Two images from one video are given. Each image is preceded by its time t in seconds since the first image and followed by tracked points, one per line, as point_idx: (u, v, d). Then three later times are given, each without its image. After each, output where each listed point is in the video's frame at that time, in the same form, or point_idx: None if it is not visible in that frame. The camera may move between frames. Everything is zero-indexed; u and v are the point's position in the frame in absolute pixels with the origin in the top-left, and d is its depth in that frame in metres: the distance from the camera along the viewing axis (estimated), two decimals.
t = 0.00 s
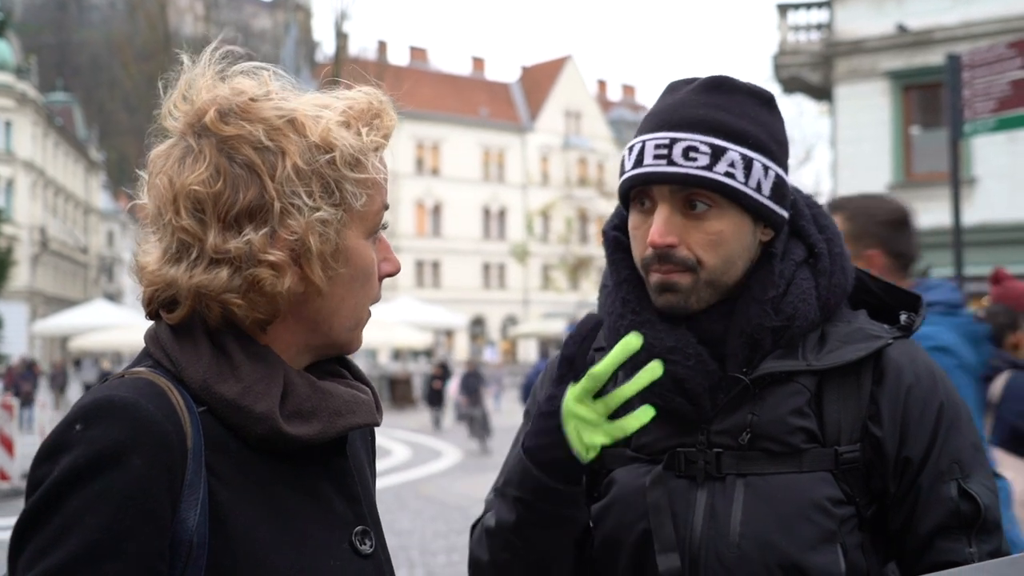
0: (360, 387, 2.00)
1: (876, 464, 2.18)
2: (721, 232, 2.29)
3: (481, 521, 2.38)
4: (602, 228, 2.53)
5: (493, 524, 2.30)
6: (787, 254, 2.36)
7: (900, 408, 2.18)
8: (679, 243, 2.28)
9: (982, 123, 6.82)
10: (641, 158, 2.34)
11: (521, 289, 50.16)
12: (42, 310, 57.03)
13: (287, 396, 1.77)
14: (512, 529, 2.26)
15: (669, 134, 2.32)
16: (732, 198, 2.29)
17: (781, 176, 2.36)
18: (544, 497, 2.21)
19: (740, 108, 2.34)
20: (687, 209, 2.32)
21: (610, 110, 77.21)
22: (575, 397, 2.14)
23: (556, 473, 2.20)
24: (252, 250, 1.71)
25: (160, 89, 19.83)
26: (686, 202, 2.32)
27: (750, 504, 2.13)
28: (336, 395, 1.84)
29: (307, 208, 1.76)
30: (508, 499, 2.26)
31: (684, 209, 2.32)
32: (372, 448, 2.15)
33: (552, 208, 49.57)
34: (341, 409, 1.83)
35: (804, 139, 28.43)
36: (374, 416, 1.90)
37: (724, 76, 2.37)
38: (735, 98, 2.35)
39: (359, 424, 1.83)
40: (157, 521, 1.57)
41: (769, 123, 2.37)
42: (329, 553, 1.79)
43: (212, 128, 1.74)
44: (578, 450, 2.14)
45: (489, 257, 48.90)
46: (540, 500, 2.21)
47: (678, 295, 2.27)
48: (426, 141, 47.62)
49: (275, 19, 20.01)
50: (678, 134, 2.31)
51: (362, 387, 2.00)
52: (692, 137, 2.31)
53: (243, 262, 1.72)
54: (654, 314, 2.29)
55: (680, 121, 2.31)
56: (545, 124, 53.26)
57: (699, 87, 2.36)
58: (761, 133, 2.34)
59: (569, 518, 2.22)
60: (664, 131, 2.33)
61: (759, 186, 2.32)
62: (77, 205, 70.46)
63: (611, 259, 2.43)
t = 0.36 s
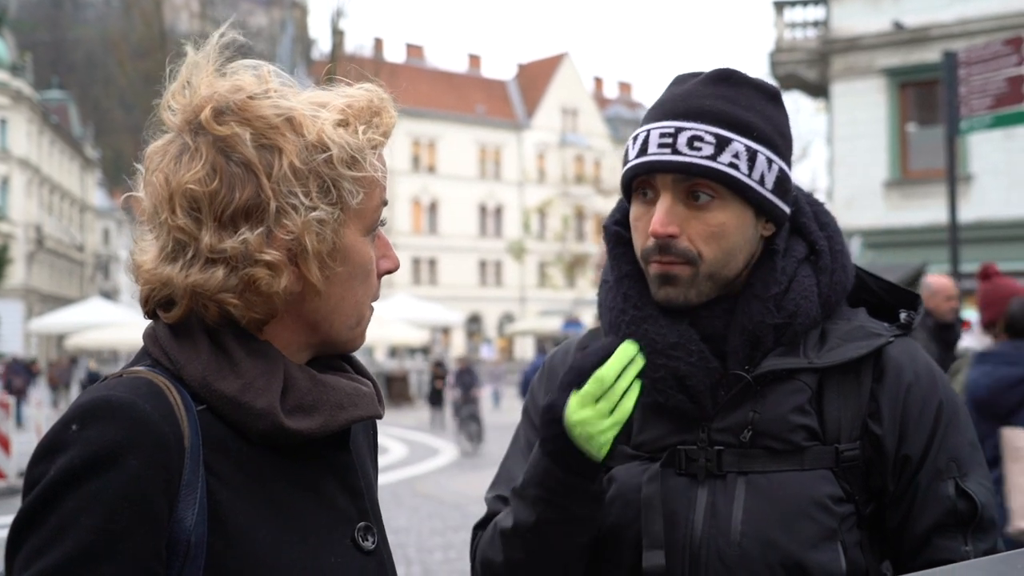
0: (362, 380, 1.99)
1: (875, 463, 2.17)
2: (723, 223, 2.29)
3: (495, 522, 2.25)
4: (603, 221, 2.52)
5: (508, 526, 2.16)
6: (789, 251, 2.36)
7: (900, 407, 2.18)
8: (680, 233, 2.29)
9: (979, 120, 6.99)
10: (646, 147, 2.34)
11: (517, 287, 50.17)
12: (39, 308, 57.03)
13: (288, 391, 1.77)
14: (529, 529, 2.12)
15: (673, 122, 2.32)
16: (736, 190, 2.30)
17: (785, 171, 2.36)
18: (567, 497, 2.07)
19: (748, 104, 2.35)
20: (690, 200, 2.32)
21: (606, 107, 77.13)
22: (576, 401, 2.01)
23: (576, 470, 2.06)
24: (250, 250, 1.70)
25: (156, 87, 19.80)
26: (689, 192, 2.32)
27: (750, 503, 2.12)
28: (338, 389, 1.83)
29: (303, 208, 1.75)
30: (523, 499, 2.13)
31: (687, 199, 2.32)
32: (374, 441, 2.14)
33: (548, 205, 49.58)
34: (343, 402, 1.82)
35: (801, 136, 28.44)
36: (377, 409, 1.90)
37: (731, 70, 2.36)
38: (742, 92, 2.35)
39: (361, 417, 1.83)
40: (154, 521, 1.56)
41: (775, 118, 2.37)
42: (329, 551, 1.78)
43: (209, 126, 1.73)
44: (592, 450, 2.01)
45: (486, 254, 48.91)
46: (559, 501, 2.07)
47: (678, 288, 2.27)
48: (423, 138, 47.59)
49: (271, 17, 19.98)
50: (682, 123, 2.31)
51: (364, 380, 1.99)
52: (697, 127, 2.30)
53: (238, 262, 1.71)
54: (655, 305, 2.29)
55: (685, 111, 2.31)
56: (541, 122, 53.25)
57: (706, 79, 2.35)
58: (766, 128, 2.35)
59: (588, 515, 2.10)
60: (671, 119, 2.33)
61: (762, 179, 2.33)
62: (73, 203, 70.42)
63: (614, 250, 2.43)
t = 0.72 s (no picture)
0: (358, 374, 2.00)
1: (867, 462, 2.19)
2: (706, 216, 2.31)
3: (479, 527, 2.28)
4: (598, 220, 2.54)
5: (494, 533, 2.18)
6: (779, 249, 2.38)
7: (891, 408, 2.20)
8: (664, 226, 2.31)
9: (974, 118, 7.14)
10: (628, 143, 2.37)
11: (513, 285, 50.17)
12: (35, 306, 56.94)
13: (282, 385, 1.78)
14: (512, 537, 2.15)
15: (656, 119, 2.34)
16: (717, 183, 2.31)
17: (768, 163, 2.37)
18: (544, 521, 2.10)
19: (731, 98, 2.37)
20: (672, 193, 2.34)
21: (602, 105, 77.09)
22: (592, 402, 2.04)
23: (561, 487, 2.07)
24: (237, 247, 1.71)
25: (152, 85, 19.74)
26: (672, 185, 2.34)
27: (742, 501, 2.13)
28: (333, 382, 1.85)
29: (288, 204, 1.75)
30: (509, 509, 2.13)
31: (669, 192, 2.34)
32: (370, 437, 2.15)
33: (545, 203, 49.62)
34: (338, 397, 1.83)
35: (797, 134, 28.46)
36: (373, 404, 1.91)
37: (714, 67, 2.39)
38: (725, 87, 2.36)
39: (356, 411, 1.84)
40: (148, 516, 1.57)
41: (760, 113, 2.39)
42: (325, 548, 1.79)
43: (191, 125, 1.73)
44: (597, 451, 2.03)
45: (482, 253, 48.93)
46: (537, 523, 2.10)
47: (664, 285, 2.28)
48: (419, 136, 47.57)
49: (268, 15, 19.97)
50: (663, 119, 2.33)
51: (359, 374, 2.01)
52: (677, 122, 2.33)
53: (225, 259, 1.71)
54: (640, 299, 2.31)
55: (668, 106, 2.33)
56: (538, 120, 53.25)
57: (688, 78, 2.38)
58: (751, 123, 2.36)
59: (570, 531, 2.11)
60: (649, 115, 2.36)
61: (744, 171, 2.33)
62: (68, 201, 70.29)
63: (605, 247, 2.45)
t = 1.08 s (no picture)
0: (350, 371, 2.02)
1: (857, 454, 2.21)
2: (661, 220, 2.37)
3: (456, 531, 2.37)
4: (581, 230, 2.62)
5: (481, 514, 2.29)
6: (759, 244, 2.40)
7: (880, 402, 2.22)
8: (622, 235, 2.39)
9: (973, 118, 7.22)
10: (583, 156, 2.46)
11: (512, 283, 50.19)
12: (34, 304, 56.88)
13: (275, 381, 1.80)
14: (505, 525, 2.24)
15: (603, 130, 2.42)
16: (667, 185, 2.36)
17: (724, 159, 2.38)
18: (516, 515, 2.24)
19: (682, 99, 2.39)
20: (628, 200, 2.41)
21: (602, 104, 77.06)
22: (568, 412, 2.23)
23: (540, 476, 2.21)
24: (232, 244, 1.74)
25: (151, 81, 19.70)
26: (626, 192, 2.40)
27: (731, 496, 2.16)
28: (325, 378, 1.87)
29: (283, 201, 1.78)
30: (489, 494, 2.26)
31: (624, 198, 2.41)
32: (366, 433, 2.17)
33: (544, 202, 49.65)
34: (331, 392, 1.86)
35: (796, 134, 28.50)
36: (365, 398, 1.93)
37: (664, 71, 2.43)
38: (678, 89, 2.40)
39: (349, 407, 1.86)
40: (141, 512, 1.60)
41: (716, 112, 2.40)
42: (320, 543, 1.82)
43: (186, 123, 1.76)
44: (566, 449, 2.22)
45: (481, 251, 48.95)
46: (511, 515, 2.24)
47: (631, 290, 2.36)
48: (419, 134, 47.60)
49: (268, 12, 19.97)
50: (609, 129, 2.41)
51: (352, 370, 2.03)
52: (623, 130, 2.39)
53: (220, 256, 1.74)
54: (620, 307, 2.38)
55: (609, 117, 2.42)
56: (537, 118, 53.27)
57: (641, 84, 2.43)
58: (712, 129, 2.38)
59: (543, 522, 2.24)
60: (601, 127, 2.44)
61: (696, 172, 2.36)
62: (67, 198, 70.26)
63: (586, 258, 2.51)
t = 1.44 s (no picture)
0: (350, 366, 2.03)
1: (847, 449, 2.22)
2: (681, 217, 2.34)
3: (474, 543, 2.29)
4: (575, 222, 2.59)
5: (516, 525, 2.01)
6: (753, 241, 2.40)
7: (870, 397, 2.22)
8: (642, 232, 2.34)
9: (976, 116, 7.27)
10: (596, 152, 2.39)
11: (514, 281, 50.19)
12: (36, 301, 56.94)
13: (273, 377, 1.81)
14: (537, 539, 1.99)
15: (619, 126, 2.36)
16: (687, 182, 2.34)
17: (735, 157, 2.39)
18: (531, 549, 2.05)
19: (688, 95, 2.39)
20: (646, 197, 2.36)
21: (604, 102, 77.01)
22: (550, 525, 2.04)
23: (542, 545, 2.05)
24: (231, 240, 1.74)
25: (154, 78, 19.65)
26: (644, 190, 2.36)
27: (721, 491, 2.16)
28: (323, 374, 1.88)
29: (281, 198, 1.78)
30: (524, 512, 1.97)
31: (642, 196, 2.36)
32: (365, 429, 2.18)
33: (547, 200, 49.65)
34: (329, 388, 1.86)
35: (798, 132, 28.50)
36: (364, 395, 1.94)
37: (669, 68, 2.41)
38: (681, 85, 2.39)
39: (348, 403, 1.87)
40: (138, 504, 1.60)
41: (719, 107, 2.40)
42: (319, 538, 1.83)
43: (185, 120, 1.76)
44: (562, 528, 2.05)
45: (483, 248, 48.96)
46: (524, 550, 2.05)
47: (648, 286, 2.34)
48: (421, 132, 47.61)
49: (270, 9, 19.96)
50: (626, 125, 2.35)
51: (350, 366, 2.04)
52: (643, 126, 2.34)
53: (219, 253, 1.75)
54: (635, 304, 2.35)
55: (626, 114, 2.36)
56: (540, 116, 53.28)
57: (646, 80, 2.41)
58: (718, 121, 2.38)
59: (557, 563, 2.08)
60: (613, 123, 2.38)
61: (714, 169, 2.36)
62: (70, 194, 70.33)
63: (581, 252, 2.50)
